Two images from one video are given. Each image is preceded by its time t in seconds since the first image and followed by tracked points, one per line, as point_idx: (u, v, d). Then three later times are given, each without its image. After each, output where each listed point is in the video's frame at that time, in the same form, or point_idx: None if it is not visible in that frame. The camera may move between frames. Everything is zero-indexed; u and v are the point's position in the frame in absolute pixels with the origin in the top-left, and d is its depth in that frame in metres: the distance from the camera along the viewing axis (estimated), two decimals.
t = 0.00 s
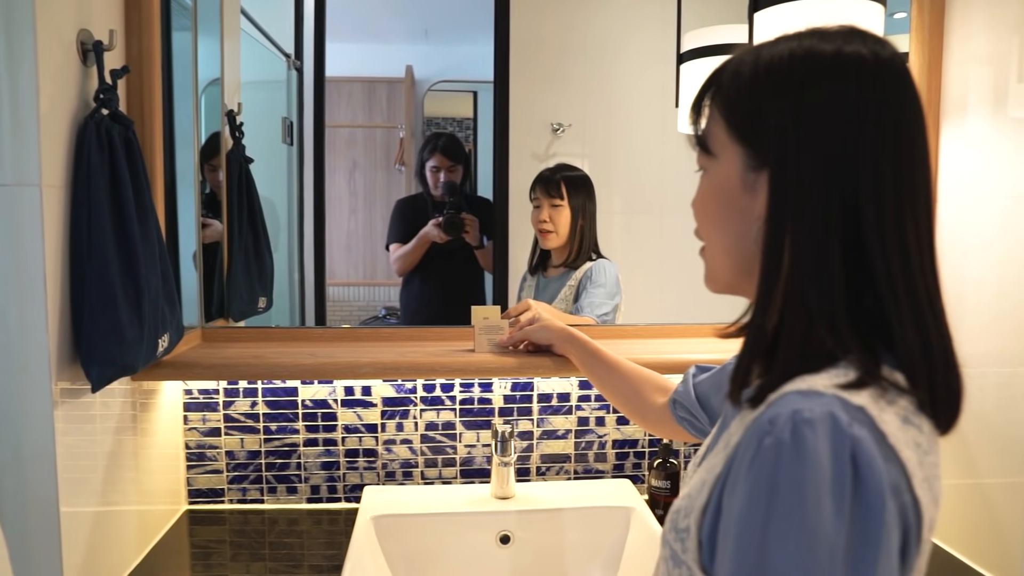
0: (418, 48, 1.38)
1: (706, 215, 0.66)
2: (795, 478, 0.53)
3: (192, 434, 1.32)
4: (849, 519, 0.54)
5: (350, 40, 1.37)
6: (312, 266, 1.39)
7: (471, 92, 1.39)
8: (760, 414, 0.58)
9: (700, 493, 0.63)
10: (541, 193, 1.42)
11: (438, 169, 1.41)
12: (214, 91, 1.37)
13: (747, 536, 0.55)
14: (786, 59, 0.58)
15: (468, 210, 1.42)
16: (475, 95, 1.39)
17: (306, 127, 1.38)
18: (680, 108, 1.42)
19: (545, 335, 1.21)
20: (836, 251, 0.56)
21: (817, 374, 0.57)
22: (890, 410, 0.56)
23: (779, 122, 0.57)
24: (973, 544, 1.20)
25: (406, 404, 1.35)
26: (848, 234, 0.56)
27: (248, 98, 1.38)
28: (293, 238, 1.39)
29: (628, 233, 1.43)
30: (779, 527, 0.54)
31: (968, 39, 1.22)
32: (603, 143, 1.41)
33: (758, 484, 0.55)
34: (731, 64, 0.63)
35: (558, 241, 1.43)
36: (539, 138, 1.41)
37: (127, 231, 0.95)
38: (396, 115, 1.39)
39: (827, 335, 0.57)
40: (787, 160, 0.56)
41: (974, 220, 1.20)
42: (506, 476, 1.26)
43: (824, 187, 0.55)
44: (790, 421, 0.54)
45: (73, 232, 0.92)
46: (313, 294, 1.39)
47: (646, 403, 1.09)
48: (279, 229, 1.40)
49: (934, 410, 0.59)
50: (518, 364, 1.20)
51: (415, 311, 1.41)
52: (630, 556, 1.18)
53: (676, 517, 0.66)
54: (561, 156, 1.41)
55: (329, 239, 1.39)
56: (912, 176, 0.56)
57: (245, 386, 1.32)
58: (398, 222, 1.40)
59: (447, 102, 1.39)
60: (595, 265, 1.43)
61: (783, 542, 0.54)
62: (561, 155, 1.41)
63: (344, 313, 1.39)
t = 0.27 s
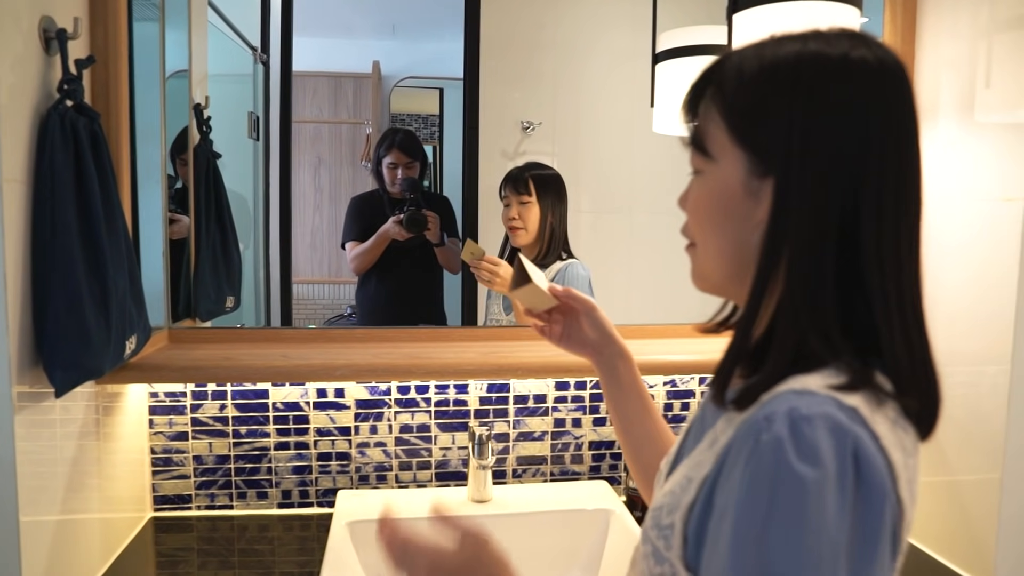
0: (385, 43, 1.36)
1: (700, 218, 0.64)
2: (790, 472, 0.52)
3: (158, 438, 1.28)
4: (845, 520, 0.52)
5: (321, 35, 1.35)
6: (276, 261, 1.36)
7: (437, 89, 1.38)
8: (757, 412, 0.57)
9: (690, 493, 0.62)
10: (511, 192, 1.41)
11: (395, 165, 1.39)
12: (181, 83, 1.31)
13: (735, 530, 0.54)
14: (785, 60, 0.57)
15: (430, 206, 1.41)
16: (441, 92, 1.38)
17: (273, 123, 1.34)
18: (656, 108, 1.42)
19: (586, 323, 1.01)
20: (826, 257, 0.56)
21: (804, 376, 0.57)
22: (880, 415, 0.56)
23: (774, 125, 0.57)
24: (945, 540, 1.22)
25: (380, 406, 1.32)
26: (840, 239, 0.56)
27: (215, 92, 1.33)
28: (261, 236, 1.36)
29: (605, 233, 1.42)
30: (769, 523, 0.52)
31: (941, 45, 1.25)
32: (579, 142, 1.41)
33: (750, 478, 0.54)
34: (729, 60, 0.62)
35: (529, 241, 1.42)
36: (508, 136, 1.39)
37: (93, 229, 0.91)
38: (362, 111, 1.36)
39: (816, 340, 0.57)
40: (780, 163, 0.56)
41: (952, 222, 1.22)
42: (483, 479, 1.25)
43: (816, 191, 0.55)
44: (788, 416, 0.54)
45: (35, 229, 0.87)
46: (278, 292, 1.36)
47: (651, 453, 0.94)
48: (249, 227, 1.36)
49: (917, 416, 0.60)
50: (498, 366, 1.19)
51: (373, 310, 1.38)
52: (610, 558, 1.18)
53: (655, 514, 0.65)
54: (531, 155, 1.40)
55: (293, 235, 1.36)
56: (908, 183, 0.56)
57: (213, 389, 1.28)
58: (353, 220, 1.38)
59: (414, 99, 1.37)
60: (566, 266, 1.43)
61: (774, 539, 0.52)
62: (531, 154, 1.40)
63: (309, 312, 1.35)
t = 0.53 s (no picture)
0: (367, 44, 1.34)
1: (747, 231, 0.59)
2: (864, 483, 0.51)
3: (147, 444, 1.25)
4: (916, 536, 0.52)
5: (310, 34, 1.32)
6: (260, 262, 1.33)
7: (418, 90, 1.35)
8: (820, 417, 0.55)
9: (732, 494, 0.60)
10: (496, 198, 1.40)
11: (369, 166, 1.36)
12: (167, 82, 1.27)
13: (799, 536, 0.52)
14: (840, 65, 0.54)
15: (406, 207, 1.38)
16: (422, 93, 1.36)
17: (257, 123, 1.32)
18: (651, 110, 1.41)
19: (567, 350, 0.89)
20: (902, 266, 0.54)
21: (876, 387, 0.54)
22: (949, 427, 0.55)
23: (841, 131, 0.54)
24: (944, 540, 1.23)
25: (375, 411, 1.30)
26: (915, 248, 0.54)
27: (202, 91, 1.29)
28: (250, 238, 1.33)
29: (600, 235, 1.41)
30: (837, 530, 0.51)
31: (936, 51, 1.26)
32: (574, 144, 1.40)
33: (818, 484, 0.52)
34: (765, 63, 0.58)
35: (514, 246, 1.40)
36: (494, 138, 1.39)
37: (85, 231, 0.87)
38: (344, 111, 1.34)
39: (882, 351, 0.56)
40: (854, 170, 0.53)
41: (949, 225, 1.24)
42: (480, 483, 1.24)
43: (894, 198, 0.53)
44: (864, 425, 0.52)
45: (26, 229, 0.84)
46: (262, 293, 1.33)
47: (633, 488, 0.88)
48: (239, 228, 1.33)
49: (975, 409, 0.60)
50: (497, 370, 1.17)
51: (347, 314, 1.35)
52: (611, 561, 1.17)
53: (683, 512, 0.64)
54: (517, 157, 1.39)
55: (275, 236, 1.33)
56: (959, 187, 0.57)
57: (204, 393, 1.25)
58: (325, 223, 1.35)
59: (395, 100, 1.35)
60: (549, 268, 1.42)
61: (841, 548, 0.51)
62: (518, 155, 1.39)
63: (293, 315, 1.33)
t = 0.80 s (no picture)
0: (350, 35, 1.32)
1: (767, 224, 0.59)
2: (909, 477, 0.52)
3: (134, 441, 1.22)
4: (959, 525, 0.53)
5: (297, 24, 1.30)
6: (244, 255, 1.31)
7: (400, 82, 1.34)
8: (855, 415, 0.56)
9: (767, 494, 0.61)
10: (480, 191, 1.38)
11: (343, 159, 1.35)
12: (154, 71, 1.24)
13: (843, 535, 0.53)
14: (877, 65, 0.56)
15: (382, 200, 1.37)
16: (404, 85, 1.34)
17: (240, 114, 1.29)
18: (643, 102, 1.40)
19: (555, 356, 0.86)
20: (925, 262, 0.56)
21: (905, 377, 0.56)
22: (978, 416, 0.57)
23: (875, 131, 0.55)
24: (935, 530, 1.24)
25: (367, 405, 1.29)
26: (938, 246, 0.56)
27: (190, 80, 1.26)
28: (238, 230, 1.30)
29: (593, 228, 1.40)
30: (884, 527, 0.52)
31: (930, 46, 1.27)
32: (568, 137, 1.38)
33: (861, 481, 0.53)
34: (799, 57, 0.59)
35: (498, 240, 1.39)
36: (481, 130, 1.37)
37: (75, 218, 0.85)
38: (326, 102, 1.32)
39: (902, 344, 0.58)
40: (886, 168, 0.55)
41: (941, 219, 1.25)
42: (475, 477, 1.23)
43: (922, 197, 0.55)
44: (904, 421, 0.53)
45: (13, 219, 0.82)
46: (245, 286, 1.30)
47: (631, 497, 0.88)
48: (226, 220, 1.30)
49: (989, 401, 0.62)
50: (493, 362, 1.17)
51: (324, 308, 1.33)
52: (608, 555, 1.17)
53: (712, 520, 0.66)
54: (502, 151, 1.38)
55: (259, 229, 1.31)
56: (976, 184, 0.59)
57: (193, 388, 1.23)
58: (297, 216, 1.33)
59: (375, 92, 1.33)
60: (532, 260, 1.41)
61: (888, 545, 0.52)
62: (503, 149, 1.38)
63: (276, 309, 1.31)
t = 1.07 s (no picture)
0: (331, 27, 1.30)
1: (768, 212, 0.62)
2: (941, 473, 0.55)
3: (117, 438, 1.20)
4: (985, 515, 0.57)
5: (279, 16, 1.28)
6: (224, 246, 1.29)
7: (380, 76, 1.32)
8: (881, 415, 0.58)
9: (788, 496, 0.63)
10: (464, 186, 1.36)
11: (316, 153, 1.33)
12: (137, 63, 1.21)
13: (879, 535, 0.56)
14: (867, 52, 0.59)
15: (355, 193, 1.35)
16: (384, 79, 1.32)
17: (221, 106, 1.27)
18: (630, 97, 1.40)
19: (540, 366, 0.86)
20: (925, 244, 0.59)
21: (926, 373, 0.59)
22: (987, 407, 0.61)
23: (868, 114, 0.58)
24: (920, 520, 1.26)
25: (355, 400, 1.28)
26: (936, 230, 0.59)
27: (173, 71, 1.23)
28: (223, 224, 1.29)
29: (582, 223, 1.40)
30: (917, 523, 0.55)
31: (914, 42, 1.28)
32: (556, 131, 1.38)
33: (894, 482, 0.55)
34: (789, 49, 0.63)
35: (481, 235, 1.38)
36: (464, 124, 1.35)
37: (60, 209, 0.84)
38: (306, 95, 1.30)
39: (908, 328, 0.60)
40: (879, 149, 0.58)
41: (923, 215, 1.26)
42: (466, 472, 1.23)
43: (918, 179, 0.58)
44: (933, 420, 0.56)
45: None
46: (225, 279, 1.29)
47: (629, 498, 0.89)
48: (210, 214, 1.28)
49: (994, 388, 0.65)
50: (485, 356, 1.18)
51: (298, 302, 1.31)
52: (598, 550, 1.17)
53: (729, 522, 0.67)
54: (485, 145, 1.36)
55: (241, 223, 1.29)
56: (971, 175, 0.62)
57: (178, 384, 1.21)
58: (269, 211, 1.31)
59: (354, 86, 1.31)
60: (514, 256, 1.40)
61: (920, 539, 0.56)
62: (486, 143, 1.36)
63: (256, 303, 1.29)
